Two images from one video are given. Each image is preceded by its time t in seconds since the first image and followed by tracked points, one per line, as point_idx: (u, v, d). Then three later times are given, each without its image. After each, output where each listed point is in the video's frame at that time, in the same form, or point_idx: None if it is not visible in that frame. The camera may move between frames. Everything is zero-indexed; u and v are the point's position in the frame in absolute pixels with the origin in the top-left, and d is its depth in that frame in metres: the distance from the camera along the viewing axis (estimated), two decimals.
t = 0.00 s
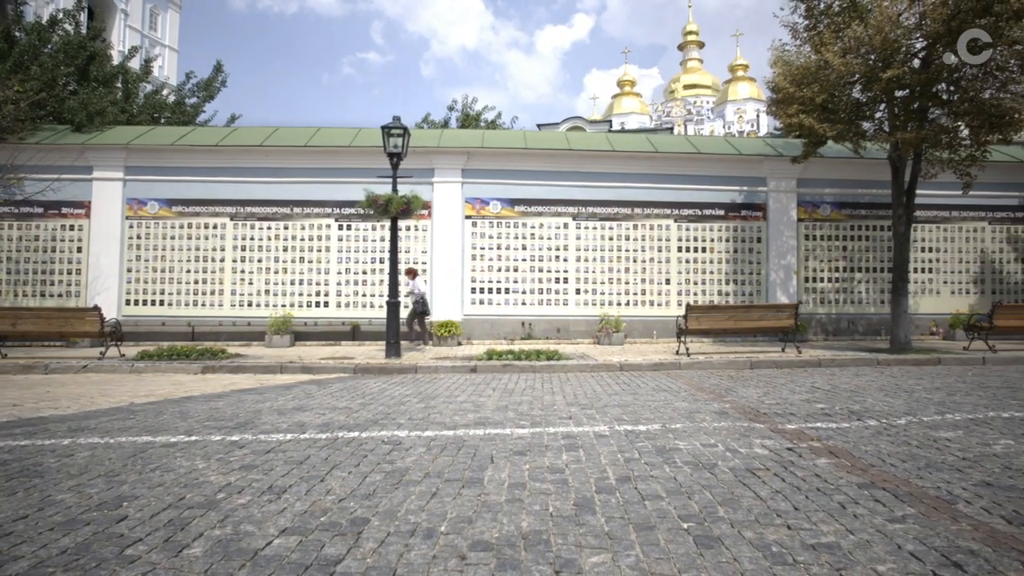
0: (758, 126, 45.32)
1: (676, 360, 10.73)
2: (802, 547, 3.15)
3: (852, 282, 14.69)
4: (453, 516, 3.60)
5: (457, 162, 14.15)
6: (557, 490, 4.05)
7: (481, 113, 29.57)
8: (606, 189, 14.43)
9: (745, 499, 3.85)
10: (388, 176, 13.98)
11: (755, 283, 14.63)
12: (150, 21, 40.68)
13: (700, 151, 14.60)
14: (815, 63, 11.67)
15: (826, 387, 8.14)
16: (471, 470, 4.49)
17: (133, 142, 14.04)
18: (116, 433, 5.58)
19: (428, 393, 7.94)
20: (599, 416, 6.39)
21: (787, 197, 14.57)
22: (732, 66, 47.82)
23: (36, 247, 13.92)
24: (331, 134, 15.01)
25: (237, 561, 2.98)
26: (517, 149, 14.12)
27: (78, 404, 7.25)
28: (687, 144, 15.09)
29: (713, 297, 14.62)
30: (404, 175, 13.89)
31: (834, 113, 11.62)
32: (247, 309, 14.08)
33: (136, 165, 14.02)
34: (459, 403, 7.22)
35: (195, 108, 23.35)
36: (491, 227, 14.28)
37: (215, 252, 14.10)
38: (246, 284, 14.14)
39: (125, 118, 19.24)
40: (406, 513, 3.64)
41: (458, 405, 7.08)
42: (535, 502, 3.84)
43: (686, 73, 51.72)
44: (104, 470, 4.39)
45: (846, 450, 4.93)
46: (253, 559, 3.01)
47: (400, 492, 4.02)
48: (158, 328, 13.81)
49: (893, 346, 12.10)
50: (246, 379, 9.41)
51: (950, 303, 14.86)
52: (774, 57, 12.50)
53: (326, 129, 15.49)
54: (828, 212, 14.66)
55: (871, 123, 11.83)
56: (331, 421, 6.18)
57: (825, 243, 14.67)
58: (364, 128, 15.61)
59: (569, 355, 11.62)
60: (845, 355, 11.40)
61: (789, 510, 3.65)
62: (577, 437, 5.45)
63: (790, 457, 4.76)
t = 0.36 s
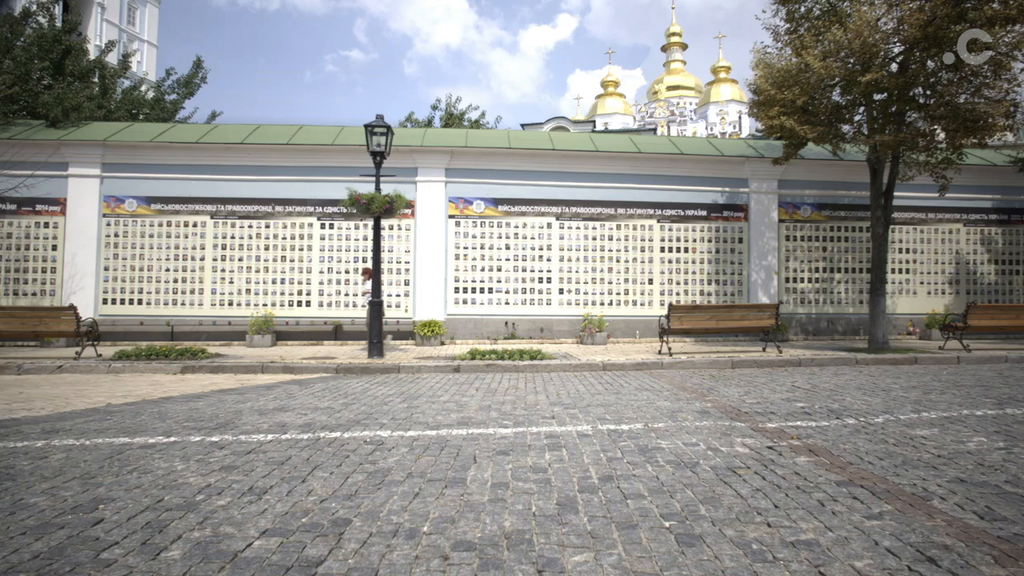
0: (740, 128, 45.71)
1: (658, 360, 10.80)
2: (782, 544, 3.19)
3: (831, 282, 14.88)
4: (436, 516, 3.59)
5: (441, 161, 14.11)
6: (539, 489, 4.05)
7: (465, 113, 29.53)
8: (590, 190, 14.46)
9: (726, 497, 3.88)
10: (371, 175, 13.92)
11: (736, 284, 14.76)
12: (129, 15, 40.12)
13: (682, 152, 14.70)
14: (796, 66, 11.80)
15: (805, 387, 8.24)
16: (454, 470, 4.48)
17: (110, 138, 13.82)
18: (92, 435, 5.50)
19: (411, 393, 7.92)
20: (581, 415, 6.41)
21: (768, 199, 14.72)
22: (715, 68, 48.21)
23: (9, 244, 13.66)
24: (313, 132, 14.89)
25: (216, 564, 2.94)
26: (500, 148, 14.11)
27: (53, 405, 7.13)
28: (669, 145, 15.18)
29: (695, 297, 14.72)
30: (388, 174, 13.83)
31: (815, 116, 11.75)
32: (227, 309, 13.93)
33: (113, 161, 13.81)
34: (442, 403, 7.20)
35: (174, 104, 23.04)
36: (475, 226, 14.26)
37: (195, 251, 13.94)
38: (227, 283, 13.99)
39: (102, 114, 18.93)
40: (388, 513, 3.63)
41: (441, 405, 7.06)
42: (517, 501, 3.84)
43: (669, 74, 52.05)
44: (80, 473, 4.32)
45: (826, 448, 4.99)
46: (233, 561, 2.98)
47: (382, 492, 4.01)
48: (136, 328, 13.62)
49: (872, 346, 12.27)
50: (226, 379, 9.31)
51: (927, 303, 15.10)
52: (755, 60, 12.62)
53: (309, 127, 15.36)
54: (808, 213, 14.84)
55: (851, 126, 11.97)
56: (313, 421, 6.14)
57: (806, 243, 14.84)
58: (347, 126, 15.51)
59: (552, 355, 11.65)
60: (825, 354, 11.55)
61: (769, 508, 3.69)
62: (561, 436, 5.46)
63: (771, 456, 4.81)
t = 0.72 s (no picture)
0: (721, 129, 46.10)
1: (640, 359, 10.85)
2: (761, 542, 3.22)
3: (810, 282, 15.06)
4: (417, 516, 3.58)
5: (423, 160, 14.07)
6: (521, 489, 4.05)
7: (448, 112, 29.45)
8: (573, 190, 14.50)
9: (706, 495, 3.91)
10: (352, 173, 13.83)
11: (717, 284, 14.88)
12: (104, 9, 39.47)
13: (664, 153, 14.78)
14: (776, 68, 11.92)
15: (785, 386, 8.32)
16: (435, 470, 4.46)
17: (86, 134, 13.59)
18: (66, 437, 5.40)
19: (393, 393, 7.88)
20: (563, 415, 6.42)
21: (749, 199, 14.86)
22: (697, 69, 48.57)
23: None
24: (294, 130, 14.76)
25: (194, 566, 2.91)
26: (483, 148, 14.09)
27: (25, 406, 6.99)
28: (651, 146, 15.27)
29: (676, 297, 14.82)
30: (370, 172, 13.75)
31: (794, 118, 11.90)
32: (206, 308, 13.76)
33: (89, 158, 13.58)
34: (425, 403, 7.18)
35: (152, 101, 22.71)
36: (458, 225, 14.24)
37: (173, 249, 13.77)
38: (206, 282, 13.83)
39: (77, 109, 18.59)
40: (369, 514, 3.60)
41: (423, 404, 7.05)
42: (499, 501, 3.83)
43: (651, 75, 52.35)
44: (53, 475, 4.24)
45: (804, 446, 5.05)
46: (211, 564, 2.94)
47: (363, 492, 3.98)
48: (112, 327, 13.41)
49: (850, 345, 12.44)
50: (204, 380, 9.20)
51: (903, 303, 15.35)
52: (737, 62, 12.73)
53: (290, 124, 15.24)
54: (788, 214, 15.00)
55: (829, 128, 12.11)
56: (294, 421, 6.08)
57: (785, 244, 15.00)
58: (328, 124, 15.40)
59: (534, 354, 11.67)
60: (804, 354, 11.69)
61: (749, 506, 3.72)
62: (543, 436, 5.46)
63: (751, 454, 4.86)
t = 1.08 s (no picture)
0: (703, 130, 46.45)
1: (623, 359, 10.90)
2: (741, 539, 3.25)
3: (790, 283, 15.22)
4: (399, 516, 3.56)
5: (406, 159, 14.01)
6: (504, 488, 4.05)
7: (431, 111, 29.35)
8: (556, 190, 14.52)
9: (687, 493, 3.94)
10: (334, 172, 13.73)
11: (699, 283, 14.99)
12: (79, 3, 38.81)
13: (647, 153, 14.85)
14: (758, 70, 12.02)
15: (765, 385, 8.40)
16: (417, 470, 4.45)
17: (60, 129, 13.35)
18: (39, 438, 5.30)
19: (375, 393, 7.84)
20: (546, 414, 6.42)
21: (730, 200, 14.98)
22: (679, 71, 48.89)
23: None
24: (276, 127, 14.62)
25: (172, 569, 2.87)
26: (466, 147, 14.06)
27: None
28: (634, 146, 15.34)
29: (658, 297, 14.91)
30: (352, 171, 13.66)
31: (775, 120, 12.02)
32: (185, 307, 13.60)
33: (64, 154, 13.34)
34: (407, 402, 7.15)
35: (130, 97, 22.37)
36: (440, 225, 14.20)
37: (151, 247, 13.58)
38: (185, 281, 13.67)
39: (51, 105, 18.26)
40: (350, 514, 3.58)
41: (406, 404, 7.02)
42: (482, 500, 3.82)
43: (634, 76, 52.60)
44: (25, 478, 4.16)
45: (784, 444, 5.10)
46: (190, 566, 2.91)
47: (345, 492, 3.96)
48: (88, 327, 13.20)
49: (829, 345, 12.59)
50: (183, 380, 9.08)
51: (880, 303, 15.57)
52: (719, 63, 12.82)
53: (271, 122, 15.09)
54: (768, 214, 15.15)
55: (810, 130, 12.25)
56: (274, 422, 6.03)
57: (766, 244, 15.15)
58: (310, 122, 15.27)
59: (516, 354, 11.68)
60: (784, 353, 11.83)
61: (729, 504, 3.76)
62: (525, 435, 5.47)
63: (731, 452, 4.90)
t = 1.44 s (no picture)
0: (684, 131, 46.79)
1: (604, 358, 10.94)
2: (720, 536, 3.28)
3: (769, 283, 15.39)
4: (379, 516, 3.55)
5: (387, 157, 13.94)
6: (485, 488, 4.05)
7: (412, 109, 29.24)
8: (538, 189, 14.54)
9: (667, 492, 3.96)
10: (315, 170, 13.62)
11: (679, 284, 15.10)
12: None
13: (628, 154, 14.93)
14: (738, 72, 12.12)
15: (744, 384, 8.49)
16: (398, 470, 4.43)
17: (31, 124, 13.08)
18: (9, 441, 5.18)
19: (355, 393, 7.79)
20: (527, 414, 6.43)
21: (710, 201, 15.11)
22: (660, 72, 49.21)
23: None
24: (255, 125, 14.46)
25: (146, 573, 2.82)
26: (447, 146, 14.01)
27: None
28: (615, 147, 15.41)
29: (639, 297, 15.00)
30: (333, 169, 13.56)
31: (754, 121, 12.15)
32: (161, 306, 13.41)
33: (36, 150, 13.09)
34: (387, 402, 7.11)
35: (105, 91, 22.03)
36: (422, 224, 14.15)
37: (126, 245, 13.37)
38: (161, 280, 13.47)
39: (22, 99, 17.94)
40: (329, 515, 3.55)
41: (386, 404, 6.99)
42: (463, 500, 3.81)
43: (616, 77, 52.84)
44: None
45: (762, 443, 5.16)
46: (165, 570, 2.87)
47: (324, 493, 3.93)
48: (61, 327, 12.95)
49: (806, 344, 12.76)
50: (159, 381, 8.95)
51: (857, 303, 15.81)
52: (699, 65, 12.91)
53: (250, 119, 14.92)
54: (748, 215, 15.30)
55: (788, 133, 12.40)
56: (253, 422, 5.96)
57: (745, 245, 15.30)
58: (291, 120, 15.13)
59: (497, 353, 11.67)
60: (762, 352, 11.95)
61: (708, 502, 3.79)
62: (506, 435, 5.47)
63: (710, 451, 4.94)
